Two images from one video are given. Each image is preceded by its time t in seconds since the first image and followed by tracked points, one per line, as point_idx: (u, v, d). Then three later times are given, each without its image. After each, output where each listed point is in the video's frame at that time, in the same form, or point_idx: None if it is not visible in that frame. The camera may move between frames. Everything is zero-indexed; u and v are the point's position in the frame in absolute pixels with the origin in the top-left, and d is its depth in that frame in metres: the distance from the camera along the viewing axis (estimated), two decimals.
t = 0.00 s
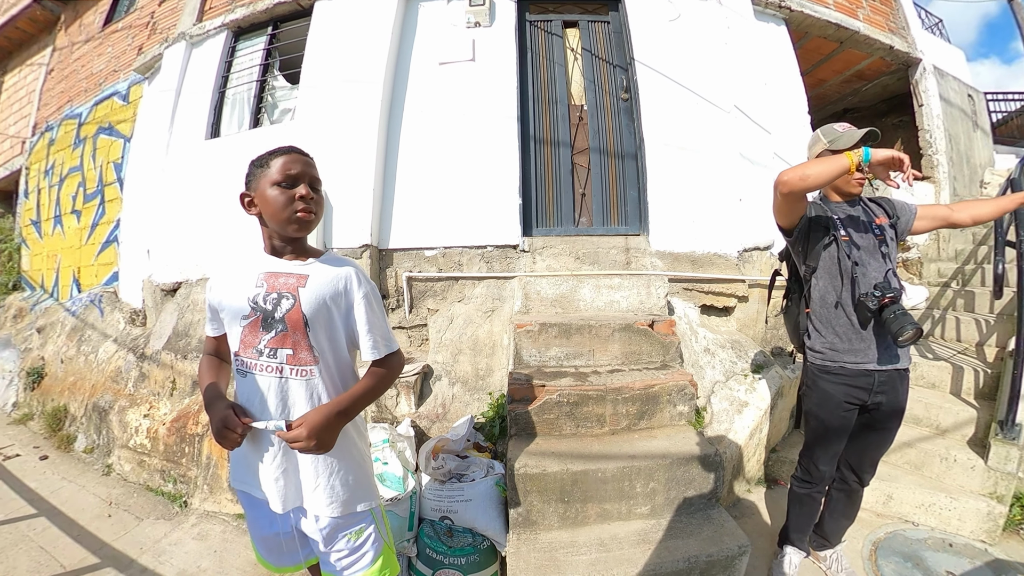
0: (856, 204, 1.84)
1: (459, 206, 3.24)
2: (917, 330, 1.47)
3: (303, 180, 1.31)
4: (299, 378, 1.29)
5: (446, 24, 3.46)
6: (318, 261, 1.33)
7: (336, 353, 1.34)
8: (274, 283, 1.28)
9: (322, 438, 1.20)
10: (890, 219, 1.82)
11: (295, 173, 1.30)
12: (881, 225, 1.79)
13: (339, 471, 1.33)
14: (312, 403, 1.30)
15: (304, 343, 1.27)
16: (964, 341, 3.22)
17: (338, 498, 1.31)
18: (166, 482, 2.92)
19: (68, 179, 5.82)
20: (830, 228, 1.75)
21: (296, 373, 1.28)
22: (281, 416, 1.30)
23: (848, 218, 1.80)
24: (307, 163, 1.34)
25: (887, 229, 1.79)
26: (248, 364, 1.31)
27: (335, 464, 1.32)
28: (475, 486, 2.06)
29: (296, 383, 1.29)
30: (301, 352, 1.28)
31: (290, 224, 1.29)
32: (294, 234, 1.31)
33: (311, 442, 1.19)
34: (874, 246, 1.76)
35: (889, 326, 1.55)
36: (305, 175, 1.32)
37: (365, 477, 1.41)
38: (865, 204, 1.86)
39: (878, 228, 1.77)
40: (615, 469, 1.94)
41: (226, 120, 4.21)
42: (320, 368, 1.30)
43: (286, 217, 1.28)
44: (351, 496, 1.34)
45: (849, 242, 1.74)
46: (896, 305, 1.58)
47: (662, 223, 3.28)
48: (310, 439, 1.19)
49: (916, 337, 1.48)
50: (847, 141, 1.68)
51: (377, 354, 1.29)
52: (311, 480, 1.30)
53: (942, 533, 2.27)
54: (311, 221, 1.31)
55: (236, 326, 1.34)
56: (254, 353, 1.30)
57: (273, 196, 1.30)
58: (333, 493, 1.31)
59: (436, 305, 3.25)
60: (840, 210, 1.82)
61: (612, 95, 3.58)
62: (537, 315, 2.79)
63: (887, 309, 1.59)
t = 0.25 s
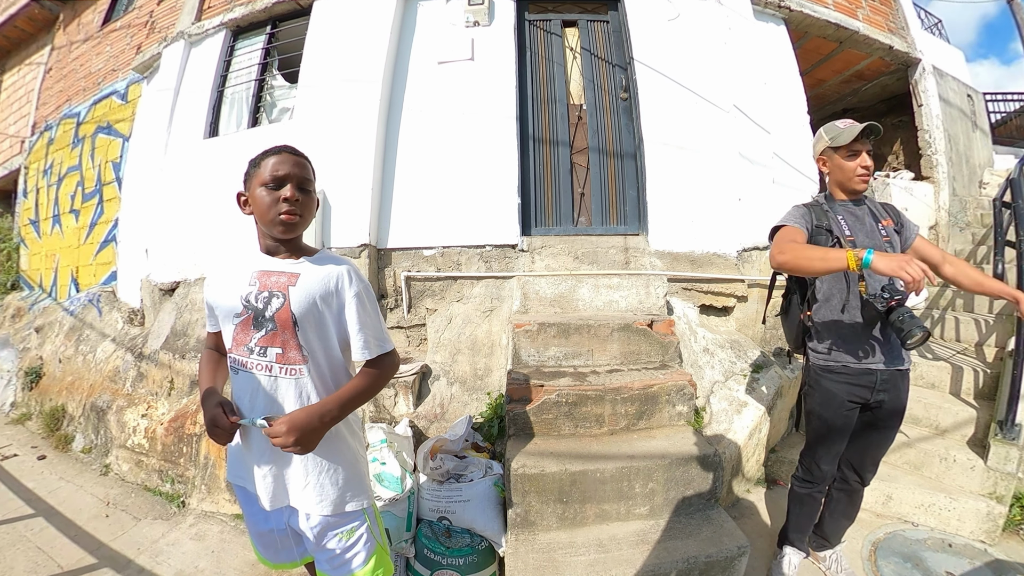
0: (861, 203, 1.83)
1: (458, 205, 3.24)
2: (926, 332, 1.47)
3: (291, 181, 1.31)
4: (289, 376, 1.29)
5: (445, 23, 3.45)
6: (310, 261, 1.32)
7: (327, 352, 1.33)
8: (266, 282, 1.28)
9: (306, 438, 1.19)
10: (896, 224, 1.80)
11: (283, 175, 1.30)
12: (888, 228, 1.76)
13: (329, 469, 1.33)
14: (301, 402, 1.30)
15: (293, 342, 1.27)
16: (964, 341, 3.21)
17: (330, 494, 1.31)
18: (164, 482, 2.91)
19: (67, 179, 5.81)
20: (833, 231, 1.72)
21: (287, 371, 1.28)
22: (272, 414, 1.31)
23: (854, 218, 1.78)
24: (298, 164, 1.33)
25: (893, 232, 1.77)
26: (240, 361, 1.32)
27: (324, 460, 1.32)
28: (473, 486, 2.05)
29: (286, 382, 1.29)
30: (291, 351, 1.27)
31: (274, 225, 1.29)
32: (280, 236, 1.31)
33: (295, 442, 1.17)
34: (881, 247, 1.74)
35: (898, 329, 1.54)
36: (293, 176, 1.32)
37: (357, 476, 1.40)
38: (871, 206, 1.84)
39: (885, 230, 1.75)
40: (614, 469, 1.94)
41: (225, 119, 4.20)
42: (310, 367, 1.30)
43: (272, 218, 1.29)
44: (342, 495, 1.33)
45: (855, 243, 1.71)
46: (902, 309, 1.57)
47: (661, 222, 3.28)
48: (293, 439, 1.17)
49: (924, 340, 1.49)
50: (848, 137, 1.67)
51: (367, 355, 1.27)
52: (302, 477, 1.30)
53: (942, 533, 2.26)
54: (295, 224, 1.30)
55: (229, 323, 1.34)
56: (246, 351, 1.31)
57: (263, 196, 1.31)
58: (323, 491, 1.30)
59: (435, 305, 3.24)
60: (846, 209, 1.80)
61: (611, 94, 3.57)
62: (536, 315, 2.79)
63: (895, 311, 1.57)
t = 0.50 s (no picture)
0: (873, 203, 1.81)
1: (458, 205, 3.23)
2: (916, 344, 1.54)
3: (288, 183, 1.30)
4: (285, 377, 1.29)
5: (445, 22, 3.45)
6: (308, 261, 1.31)
7: (324, 353, 1.32)
8: (264, 282, 1.28)
9: (297, 439, 1.18)
10: (909, 228, 1.80)
11: (280, 175, 1.30)
12: (897, 230, 1.78)
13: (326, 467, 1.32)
14: (297, 402, 1.30)
15: (290, 342, 1.26)
16: (964, 341, 3.20)
17: (327, 495, 1.30)
18: (164, 482, 2.91)
19: (67, 178, 5.81)
20: (836, 232, 1.73)
21: (286, 371, 1.28)
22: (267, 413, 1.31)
23: (863, 218, 1.76)
24: (296, 165, 1.32)
25: (903, 235, 1.78)
26: (238, 361, 1.32)
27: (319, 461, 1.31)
28: (474, 486, 2.04)
29: (282, 381, 1.29)
30: (287, 351, 1.27)
31: (271, 227, 1.29)
32: (276, 237, 1.31)
33: (286, 442, 1.16)
34: (888, 250, 1.73)
35: (891, 337, 1.60)
36: (290, 177, 1.31)
37: (354, 474, 1.39)
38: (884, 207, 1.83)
39: (894, 232, 1.75)
40: (615, 469, 1.94)
41: (225, 118, 4.20)
42: (306, 367, 1.30)
43: (268, 219, 1.29)
44: (340, 494, 1.33)
45: (860, 245, 1.71)
46: (900, 316, 1.61)
47: (661, 222, 3.27)
48: (283, 439, 1.16)
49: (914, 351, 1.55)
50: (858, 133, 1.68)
51: (363, 357, 1.26)
52: (298, 477, 1.30)
53: (943, 533, 2.26)
54: (292, 225, 1.30)
55: (229, 322, 1.35)
56: (242, 350, 1.31)
57: (260, 197, 1.31)
58: (320, 490, 1.30)
59: (435, 305, 3.24)
60: (853, 209, 1.78)
61: (612, 94, 3.57)
62: (537, 315, 2.78)
63: (892, 319, 1.62)
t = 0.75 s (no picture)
0: (872, 202, 1.77)
1: (457, 205, 3.23)
2: (900, 346, 1.52)
3: (285, 178, 1.31)
4: (281, 377, 1.29)
5: (445, 22, 3.45)
6: (305, 261, 1.31)
7: (321, 354, 1.32)
8: (260, 282, 1.28)
9: (290, 440, 1.19)
10: (911, 228, 1.72)
11: (277, 170, 1.31)
12: (896, 230, 1.71)
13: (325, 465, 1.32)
14: (294, 401, 1.31)
15: (286, 343, 1.26)
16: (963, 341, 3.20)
17: (326, 492, 1.30)
18: (163, 482, 2.91)
19: (65, 177, 5.80)
20: (825, 233, 1.75)
21: (277, 371, 1.28)
22: (264, 414, 1.31)
23: (857, 218, 1.75)
24: (294, 161, 1.33)
25: (903, 236, 1.71)
26: (236, 361, 1.33)
27: (319, 458, 1.31)
28: (472, 486, 2.04)
29: (279, 381, 1.29)
30: (284, 352, 1.27)
31: (266, 220, 1.29)
32: (271, 231, 1.31)
33: (279, 442, 1.18)
34: (881, 250, 1.70)
35: (875, 338, 1.59)
36: (287, 172, 1.32)
37: (355, 470, 1.40)
38: (886, 204, 1.77)
39: (892, 232, 1.70)
40: (613, 469, 1.94)
41: (224, 118, 4.19)
42: (303, 367, 1.30)
43: (263, 213, 1.30)
44: (340, 490, 1.33)
45: (850, 246, 1.71)
46: (886, 318, 1.60)
47: (661, 222, 3.28)
48: (276, 440, 1.18)
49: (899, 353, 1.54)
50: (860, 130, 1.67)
51: (358, 357, 1.26)
52: (297, 475, 1.30)
53: (941, 533, 2.26)
54: (287, 220, 1.30)
55: (226, 322, 1.36)
56: (238, 351, 1.31)
57: (256, 192, 1.32)
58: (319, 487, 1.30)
59: (433, 305, 3.23)
60: (848, 209, 1.76)
61: (611, 94, 3.57)
62: (536, 315, 2.78)
63: (877, 320, 1.61)
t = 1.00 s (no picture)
0: (864, 200, 1.77)
1: (457, 205, 3.24)
2: (890, 341, 1.52)
3: (285, 173, 1.32)
4: (280, 376, 1.29)
5: (444, 23, 3.45)
6: (303, 260, 1.32)
7: (320, 353, 1.32)
8: (258, 281, 1.29)
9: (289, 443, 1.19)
10: (907, 224, 1.70)
11: (278, 165, 1.32)
12: (890, 228, 1.70)
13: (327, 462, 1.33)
14: (293, 400, 1.31)
15: (285, 342, 1.27)
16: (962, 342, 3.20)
17: (329, 487, 1.30)
18: (162, 481, 2.91)
19: (65, 177, 5.80)
20: (818, 235, 1.78)
21: (275, 369, 1.29)
22: (265, 413, 1.31)
23: (848, 218, 1.76)
24: (295, 157, 1.35)
25: (897, 233, 1.69)
26: (234, 361, 1.33)
27: (321, 454, 1.32)
28: (471, 486, 2.04)
29: (278, 380, 1.29)
30: (284, 350, 1.28)
31: (264, 213, 1.30)
32: (268, 224, 1.31)
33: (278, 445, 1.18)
34: (875, 249, 1.70)
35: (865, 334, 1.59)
36: (288, 167, 1.33)
37: (357, 466, 1.41)
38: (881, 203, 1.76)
39: (885, 230, 1.69)
40: (612, 469, 1.94)
41: (224, 117, 4.20)
42: (302, 366, 1.30)
43: (262, 206, 1.30)
44: (343, 487, 1.33)
45: (843, 246, 1.72)
46: (877, 315, 1.61)
47: (660, 223, 3.28)
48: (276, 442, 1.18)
49: (888, 349, 1.53)
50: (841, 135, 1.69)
51: (356, 357, 1.27)
52: (300, 472, 1.30)
53: (940, 533, 2.27)
54: (286, 214, 1.31)
55: (224, 322, 1.36)
56: (237, 350, 1.31)
57: (256, 186, 1.33)
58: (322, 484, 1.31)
59: (433, 304, 3.23)
60: (842, 210, 1.78)
61: (610, 94, 3.57)
62: (535, 315, 2.78)
63: (868, 317, 1.62)
